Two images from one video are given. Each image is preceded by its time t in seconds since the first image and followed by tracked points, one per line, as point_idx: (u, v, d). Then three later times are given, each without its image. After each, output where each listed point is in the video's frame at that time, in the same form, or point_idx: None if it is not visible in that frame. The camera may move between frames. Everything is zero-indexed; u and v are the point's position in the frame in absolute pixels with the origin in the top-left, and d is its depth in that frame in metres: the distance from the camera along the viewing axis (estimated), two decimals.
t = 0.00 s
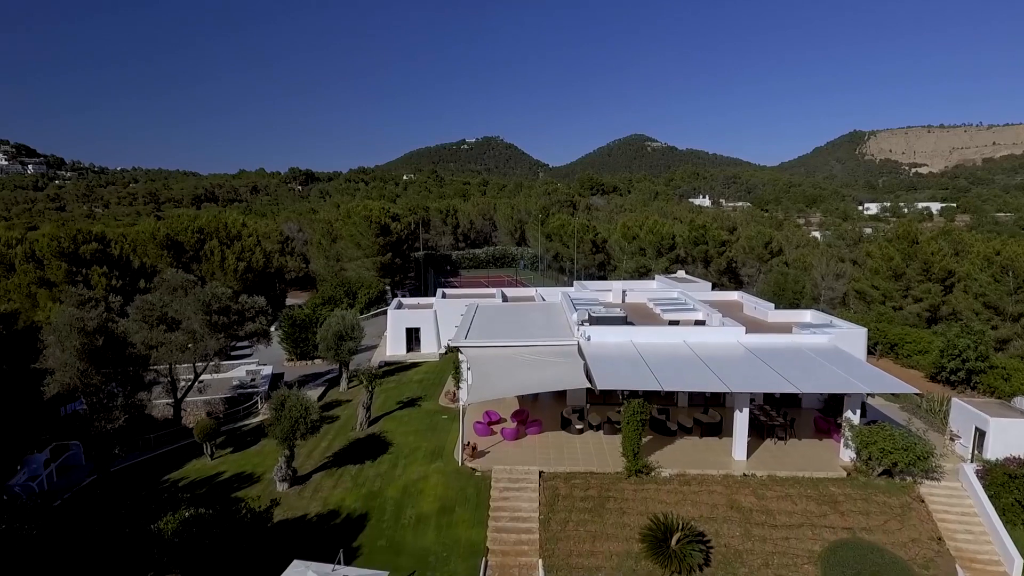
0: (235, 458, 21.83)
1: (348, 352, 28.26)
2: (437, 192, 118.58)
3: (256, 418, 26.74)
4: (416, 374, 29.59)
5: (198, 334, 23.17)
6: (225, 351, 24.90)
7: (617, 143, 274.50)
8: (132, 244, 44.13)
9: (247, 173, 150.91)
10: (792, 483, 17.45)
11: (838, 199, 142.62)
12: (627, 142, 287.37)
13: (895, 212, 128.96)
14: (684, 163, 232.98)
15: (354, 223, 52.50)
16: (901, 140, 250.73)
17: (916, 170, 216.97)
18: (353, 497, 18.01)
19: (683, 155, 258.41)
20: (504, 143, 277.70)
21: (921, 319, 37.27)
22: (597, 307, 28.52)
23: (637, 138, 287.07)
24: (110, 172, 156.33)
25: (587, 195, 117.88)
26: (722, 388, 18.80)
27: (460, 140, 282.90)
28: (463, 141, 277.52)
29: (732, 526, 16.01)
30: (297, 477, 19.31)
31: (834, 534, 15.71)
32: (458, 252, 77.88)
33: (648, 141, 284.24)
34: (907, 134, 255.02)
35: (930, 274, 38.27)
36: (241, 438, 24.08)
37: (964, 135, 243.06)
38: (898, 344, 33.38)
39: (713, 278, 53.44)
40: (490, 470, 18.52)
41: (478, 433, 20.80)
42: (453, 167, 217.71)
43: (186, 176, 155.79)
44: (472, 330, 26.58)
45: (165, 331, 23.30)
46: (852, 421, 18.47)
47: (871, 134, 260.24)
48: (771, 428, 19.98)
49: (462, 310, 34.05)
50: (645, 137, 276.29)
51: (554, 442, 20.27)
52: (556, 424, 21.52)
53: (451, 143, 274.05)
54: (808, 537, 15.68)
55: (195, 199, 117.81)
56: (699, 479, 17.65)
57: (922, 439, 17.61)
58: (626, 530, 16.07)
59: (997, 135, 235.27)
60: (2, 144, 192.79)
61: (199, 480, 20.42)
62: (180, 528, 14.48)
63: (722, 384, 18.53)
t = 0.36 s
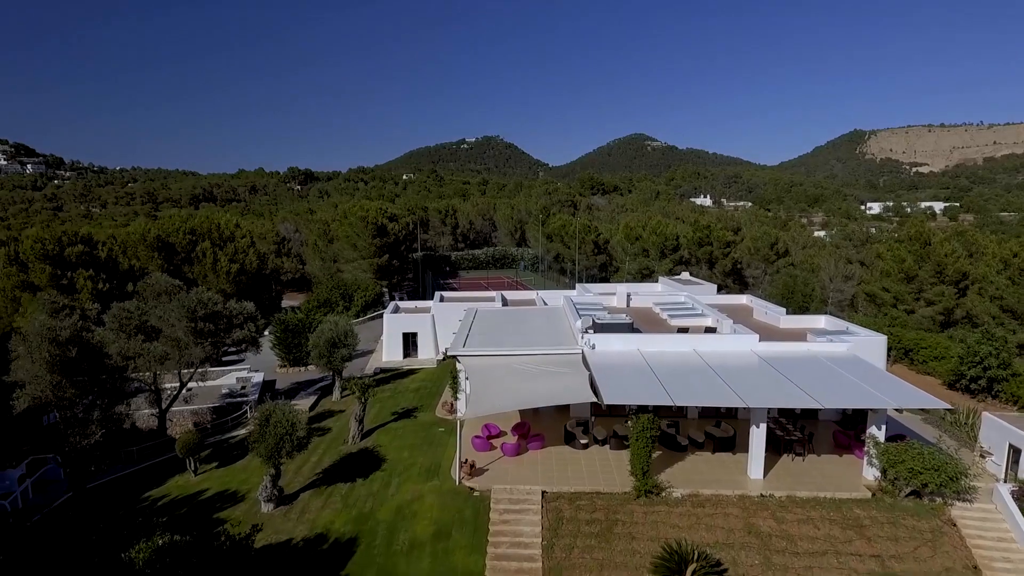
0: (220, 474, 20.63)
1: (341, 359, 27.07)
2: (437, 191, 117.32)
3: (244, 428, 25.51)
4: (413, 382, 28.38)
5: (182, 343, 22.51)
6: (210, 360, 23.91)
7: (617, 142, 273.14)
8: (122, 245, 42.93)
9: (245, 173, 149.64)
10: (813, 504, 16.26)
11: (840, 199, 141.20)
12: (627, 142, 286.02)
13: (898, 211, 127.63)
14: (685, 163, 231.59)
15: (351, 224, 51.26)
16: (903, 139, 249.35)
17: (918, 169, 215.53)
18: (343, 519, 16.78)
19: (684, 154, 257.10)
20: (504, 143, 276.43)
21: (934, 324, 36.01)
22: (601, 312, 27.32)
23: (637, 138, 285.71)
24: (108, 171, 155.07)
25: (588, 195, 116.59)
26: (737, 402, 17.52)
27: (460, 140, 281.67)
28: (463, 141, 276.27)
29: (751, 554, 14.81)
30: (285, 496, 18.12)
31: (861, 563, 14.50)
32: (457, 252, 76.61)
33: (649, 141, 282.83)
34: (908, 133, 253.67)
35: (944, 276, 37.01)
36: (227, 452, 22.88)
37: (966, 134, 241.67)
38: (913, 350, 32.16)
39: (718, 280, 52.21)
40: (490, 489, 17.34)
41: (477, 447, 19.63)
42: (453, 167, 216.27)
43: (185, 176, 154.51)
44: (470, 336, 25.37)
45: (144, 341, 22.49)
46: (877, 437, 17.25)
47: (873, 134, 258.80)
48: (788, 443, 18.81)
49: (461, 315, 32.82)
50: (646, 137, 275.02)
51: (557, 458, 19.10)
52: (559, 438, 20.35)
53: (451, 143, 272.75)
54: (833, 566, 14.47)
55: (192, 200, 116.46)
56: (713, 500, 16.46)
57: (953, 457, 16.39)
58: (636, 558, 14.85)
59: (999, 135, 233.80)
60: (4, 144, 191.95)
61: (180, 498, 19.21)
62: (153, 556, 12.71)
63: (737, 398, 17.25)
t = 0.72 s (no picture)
0: (203, 492, 19.39)
1: (333, 367, 25.85)
2: (436, 191, 116.08)
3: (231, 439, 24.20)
4: (409, 390, 27.16)
5: (166, 351, 21.63)
6: (194, 369, 22.85)
7: (618, 142, 271.83)
8: (112, 247, 41.78)
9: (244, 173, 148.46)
10: (838, 529, 15.08)
11: (842, 198, 139.82)
12: (628, 141, 284.70)
13: (902, 212, 126.29)
14: (686, 163, 230.18)
15: (347, 224, 50.06)
16: (905, 138, 247.98)
17: (921, 169, 214.13)
18: (331, 544, 15.54)
19: (685, 154, 255.85)
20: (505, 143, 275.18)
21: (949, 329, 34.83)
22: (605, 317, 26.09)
23: (638, 138, 284.48)
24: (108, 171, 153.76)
25: (589, 195, 115.38)
26: (755, 419, 16.23)
27: (461, 140, 280.75)
28: (463, 140, 275.04)
29: None
30: (269, 517, 16.88)
31: None
32: (456, 254, 75.34)
33: (649, 140, 281.50)
34: (909, 133, 252.35)
35: (958, 279, 35.77)
36: (213, 466, 21.65)
37: (967, 134, 240.42)
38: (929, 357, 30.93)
39: (723, 282, 51.01)
40: (489, 511, 16.14)
41: (475, 463, 18.43)
42: (453, 167, 214.84)
43: (184, 176, 153.36)
44: (468, 342, 24.09)
45: (120, 350, 21.56)
46: (907, 455, 16.03)
47: (875, 133, 257.53)
48: (808, 459, 17.64)
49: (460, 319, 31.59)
50: (647, 137, 273.80)
51: (560, 475, 17.92)
52: (562, 453, 19.18)
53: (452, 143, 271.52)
54: None
55: (189, 200, 115.09)
56: (730, 526, 15.23)
57: (989, 479, 15.17)
58: None
59: (1001, 134, 232.45)
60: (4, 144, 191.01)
61: (159, 520, 17.95)
62: None
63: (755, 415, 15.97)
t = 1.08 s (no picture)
0: (185, 510, 18.27)
1: (325, 375, 24.68)
2: (436, 191, 114.92)
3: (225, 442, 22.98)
4: (405, 399, 26.00)
5: (147, 359, 20.50)
6: (177, 377, 21.76)
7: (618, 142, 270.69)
8: (102, 248, 40.63)
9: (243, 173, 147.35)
10: (867, 556, 13.89)
11: (845, 198, 138.66)
12: (628, 141, 283.54)
13: (905, 212, 125.07)
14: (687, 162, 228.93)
15: (344, 225, 48.90)
16: (907, 138, 246.81)
17: (923, 169, 212.88)
18: (317, 570, 14.31)
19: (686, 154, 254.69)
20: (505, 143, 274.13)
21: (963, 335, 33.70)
22: (610, 322, 24.92)
23: (638, 138, 283.38)
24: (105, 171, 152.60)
25: (590, 195, 114.22)
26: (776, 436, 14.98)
27: (461, 140, 279.77)
28: (463, 141, 273.98)
29: None
30: (252, 539, 15.65)
31: None
32: (456, 255, 74.17)
33: (650, 140, 280.27)
34: (910, 134, 251.22)
35: (973, 281, 34.54)
36: (198, 480, 20.56)
37: (969, 134, 239.28)
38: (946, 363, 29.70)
39: (728, 284, 49.87)
40: (489, 535, 14.96)
41: (474, 481, 17.27)
42: (453, 167, 213.67)
43: (182, 176, 152.22)
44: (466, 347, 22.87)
45: (95, 360, 20.13)
46: (939, 475, 14.83)
47: (876, 134, 256.33)
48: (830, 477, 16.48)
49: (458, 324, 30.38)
50: (647, 137, 272.76)
51: (565, 493, 16.77)
52: (566, 469, 18.05)
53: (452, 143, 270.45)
54: None
55: (187, 200, 113.91)
56: (750, 552, 14.04)
57: None
58: None
59: (1003, 134, 231.26)
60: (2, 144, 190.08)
61: (135, 541, 16.74)
62: None
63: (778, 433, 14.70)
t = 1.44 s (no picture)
0: (164, 530, 17.09)
1: (316, 383, 23.50)
2: (436, 191, 113.80)
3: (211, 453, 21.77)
4: (400, 408, 24.83)
5: (126, 368, 19.40)
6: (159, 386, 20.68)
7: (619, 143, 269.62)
8: (91, 250, 39.52)
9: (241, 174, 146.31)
10: None
11: (847, 198, 137.57)
12: (629, 141, 282.52)
13: (909, 212, 123.92)
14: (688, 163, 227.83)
15: (340, 225, 47.72)
16: (908, 139, 245.71)
17: (925, 169, 211.74)
18: None
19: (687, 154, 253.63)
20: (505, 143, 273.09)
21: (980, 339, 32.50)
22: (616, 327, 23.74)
23: (638, 138, 282.38)
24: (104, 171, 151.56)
25: (591, 196, 113.19)
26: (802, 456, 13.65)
27: (461, 140, 278.67)
28: (463, 141, 272.99)
29: None
30: (233, 565, 14.42)
31: None
32: (455, 256, 73.03)
33: (650, 141, 279.20)
34: (910, 134, 250.13)
35: (990, 284, 33.37)
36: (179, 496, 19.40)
37: (970, 134, 238.21)
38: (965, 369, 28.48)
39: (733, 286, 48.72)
40: (488, 561, 13.76)
41: (473, 500, 16.11)
42: (453, 167, 212.58)
43: (180, 176, 151.19)
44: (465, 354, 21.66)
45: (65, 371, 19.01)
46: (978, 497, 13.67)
47: (877, 134, 255.20)
48: (856, 497, 15.30)
49: (457, 329, 29.19)
50: (648, 137, 271.76)
51: (570, 513, 15.60)
52: (571, 487, 16.90)
53: (452, 143, 269.43)
54: None
55: (184, 200, 112.83)
56: None
57: None
58: None
59: (1005, 134, 230.16)
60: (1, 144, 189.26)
61: (108, 565, 15.54)
62: None
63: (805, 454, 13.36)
